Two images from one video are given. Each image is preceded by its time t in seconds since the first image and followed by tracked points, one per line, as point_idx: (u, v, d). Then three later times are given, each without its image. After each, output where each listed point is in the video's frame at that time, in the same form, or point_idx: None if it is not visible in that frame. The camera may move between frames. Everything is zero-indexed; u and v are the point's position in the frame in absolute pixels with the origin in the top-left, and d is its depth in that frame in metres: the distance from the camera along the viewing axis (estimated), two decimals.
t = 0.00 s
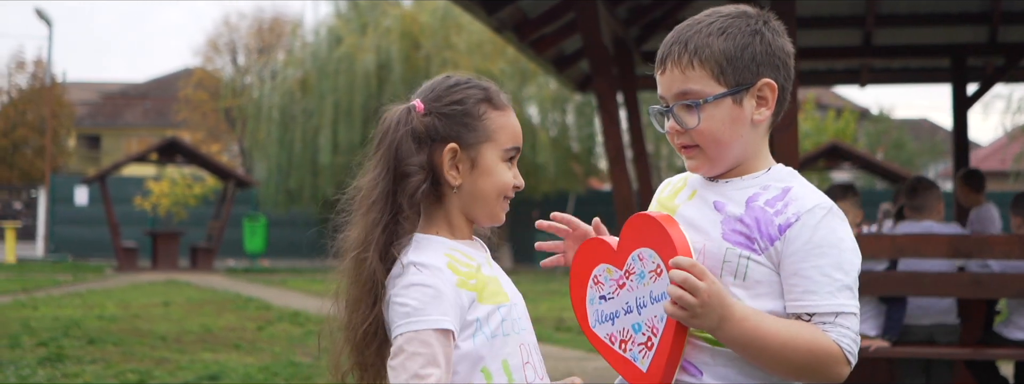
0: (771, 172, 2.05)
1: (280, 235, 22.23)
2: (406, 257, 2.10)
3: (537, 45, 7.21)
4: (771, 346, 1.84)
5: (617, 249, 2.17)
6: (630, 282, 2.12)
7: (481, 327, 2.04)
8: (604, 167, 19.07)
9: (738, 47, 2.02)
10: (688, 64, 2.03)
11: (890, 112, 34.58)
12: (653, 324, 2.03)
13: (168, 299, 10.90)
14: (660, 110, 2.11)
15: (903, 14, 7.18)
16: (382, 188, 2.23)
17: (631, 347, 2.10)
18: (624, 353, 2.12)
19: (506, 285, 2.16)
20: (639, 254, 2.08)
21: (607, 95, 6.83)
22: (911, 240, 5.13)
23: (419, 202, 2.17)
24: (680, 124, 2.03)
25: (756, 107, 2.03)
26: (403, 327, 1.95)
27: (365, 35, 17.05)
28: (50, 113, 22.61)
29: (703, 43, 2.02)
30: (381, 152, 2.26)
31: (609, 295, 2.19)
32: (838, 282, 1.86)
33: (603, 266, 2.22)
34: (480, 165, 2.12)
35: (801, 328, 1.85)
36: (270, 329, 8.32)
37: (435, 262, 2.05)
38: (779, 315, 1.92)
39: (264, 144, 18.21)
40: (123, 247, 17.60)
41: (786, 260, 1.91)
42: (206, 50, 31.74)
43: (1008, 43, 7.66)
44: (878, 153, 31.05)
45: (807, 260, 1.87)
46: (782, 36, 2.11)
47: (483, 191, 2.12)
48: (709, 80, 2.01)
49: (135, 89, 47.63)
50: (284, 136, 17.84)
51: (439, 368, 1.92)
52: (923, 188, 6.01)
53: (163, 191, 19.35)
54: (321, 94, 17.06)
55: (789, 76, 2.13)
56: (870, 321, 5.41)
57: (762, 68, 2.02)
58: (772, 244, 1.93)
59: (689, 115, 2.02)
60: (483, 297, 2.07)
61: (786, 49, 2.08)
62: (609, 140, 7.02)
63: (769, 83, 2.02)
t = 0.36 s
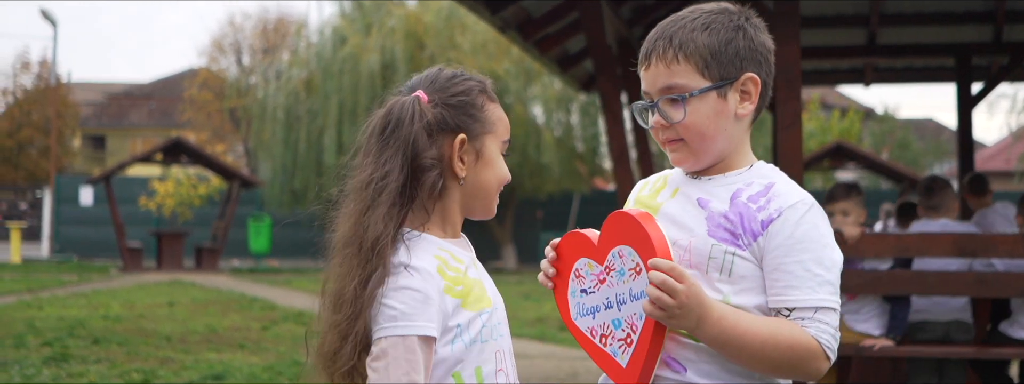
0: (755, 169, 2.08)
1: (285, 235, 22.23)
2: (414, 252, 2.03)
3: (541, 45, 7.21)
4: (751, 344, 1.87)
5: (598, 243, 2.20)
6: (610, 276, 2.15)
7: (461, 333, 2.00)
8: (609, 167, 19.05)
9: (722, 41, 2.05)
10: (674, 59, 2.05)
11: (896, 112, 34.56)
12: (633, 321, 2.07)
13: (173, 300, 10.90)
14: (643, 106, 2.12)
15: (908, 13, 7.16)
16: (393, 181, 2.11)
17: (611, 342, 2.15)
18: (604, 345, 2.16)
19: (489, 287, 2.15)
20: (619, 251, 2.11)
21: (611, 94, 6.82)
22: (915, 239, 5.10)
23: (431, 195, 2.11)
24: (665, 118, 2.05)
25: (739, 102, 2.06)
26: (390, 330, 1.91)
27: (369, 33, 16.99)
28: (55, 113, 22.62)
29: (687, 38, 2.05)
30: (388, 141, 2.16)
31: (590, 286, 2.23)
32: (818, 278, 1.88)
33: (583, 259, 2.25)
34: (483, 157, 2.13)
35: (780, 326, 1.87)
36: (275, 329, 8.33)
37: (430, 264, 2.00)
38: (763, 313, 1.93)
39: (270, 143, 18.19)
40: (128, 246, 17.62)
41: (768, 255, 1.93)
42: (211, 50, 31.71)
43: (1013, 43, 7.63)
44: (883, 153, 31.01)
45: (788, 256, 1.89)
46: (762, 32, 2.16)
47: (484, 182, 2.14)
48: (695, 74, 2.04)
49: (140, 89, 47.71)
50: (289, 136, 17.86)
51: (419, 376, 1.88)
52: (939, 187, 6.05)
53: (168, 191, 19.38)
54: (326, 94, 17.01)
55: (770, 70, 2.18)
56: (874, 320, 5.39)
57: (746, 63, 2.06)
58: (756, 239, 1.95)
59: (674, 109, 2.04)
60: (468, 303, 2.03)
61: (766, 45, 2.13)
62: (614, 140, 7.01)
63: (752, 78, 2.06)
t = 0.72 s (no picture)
0: (731, 167, 2.09)
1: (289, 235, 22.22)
2: (432, 248, 2.01)
3: (545, 44, 7.22)
4: (722, 342, 1.87)
5: (572, 230, 2.21)
6: (582, 265, 2.17)
7: (480, 326, 2.00)
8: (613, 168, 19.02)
9: (697, 37, 2.08)
10: (648, 56, 2.08)
11: (901, 111, 34.50)
12: (600, 314, 2.09)
13: (177, 299, 10.87)
14: (621, 105, 2.14)
15: (912, 13, 7.15)
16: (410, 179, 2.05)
17: (578, 330, 2.18)
18: (572, 334, 2.19)
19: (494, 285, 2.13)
20: (592, 242, 2.12)
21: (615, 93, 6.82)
22: (919, 238, 4.99)
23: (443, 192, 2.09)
24: (641, 115, 2.06)
25: (716, 96, 2.07)
26: (418, 325, 1.87)
27: (374, 35, 16.99)
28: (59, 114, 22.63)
29: (661, 35, 2.08)
30: (396, 138, 2.09)
31: (562, 273, 2.25)
32: (793, 275, 1.88)
33: (557, 246, 2.26)
34: (483, 154, 2.15)
35: (751, 322, 1.88)
36: (280, 328, 8.32)
37: (449, 259, 1.98)
38: (734, 310, 1.95)
39: (274, 143, 18.16)
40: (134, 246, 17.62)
41: (742, 252, 1.94)
42: (216, 50, 31.72)
43: (1018, 41, 7.62)
44: (888, 153, 30.97)
45: (761, 253, 1.90)
46: (738, 28, 2.19)
47: (483, 180, 2.15)
48: (669, 71, 2.06)
49: (145, 89, 47.70)
50: (293, 136, 17.84)
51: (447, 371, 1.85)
52: (945, 186, 6.01)
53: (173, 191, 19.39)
54: (331, 94, 16.99)
55: (747, 66, 2.20)
56: (880, 318, 5.39)
57: (721, 57, 2.08)
58: (729, 236, 1.96)
59: (650, 105, 2.06)
60: (483, 297, 2.03)
61: (741, 39, 2.16)
62: (618, 137, 7.00)
63: (728, 73, 2.07)
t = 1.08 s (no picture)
0: (725, 163, 2.07)
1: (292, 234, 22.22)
2: (473, 248, 2.04)
3: (549, 43, 7.22)
4: (707, 342, 1.87)
5: (563, 230, 2.20)
6: (568, 266, 2.16)
7: (511, 318, 2.02)
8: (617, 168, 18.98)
9: (686, 35, 2.06)
10: (637, 54, 2.08)
11: (906, 111, 34.47)
12: (580, 316, 2.10)
13: (182, 298, 10.84)
14: (615, 104, 2.14)
15: (917, 12, 7.15)
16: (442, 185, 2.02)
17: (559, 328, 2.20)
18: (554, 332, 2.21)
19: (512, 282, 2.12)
20: (579, 243, 2.11)
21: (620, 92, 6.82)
22: (924, 237, 4.98)
23: (468, 196, 2.10)
24: (631, 115, 2.06)
25: (706, 95, 2.05)
26: (465, 321, 1.92)
27: (377, 35, 16.99)
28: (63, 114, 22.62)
29: (651, 33, 2.07)
30: (422, 148, 2.01)
31: (551, 270, 2.24)
32: (783, 271, 1.86)
33: (547, 244, 2.25)
34: (492, 154, 2.17)
35: (740, 321, 1.87)
36: (284, 328, 8.32)
37: (485, 255, 2.04)
38: (724, 310, 1.93)
39: (278, 143, 18.16)
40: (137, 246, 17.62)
41: (731, 249, 1.92)
42: (219, 50, 31.78)
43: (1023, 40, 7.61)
44: (892, 153, 30.95)
45: (751, 249, 1.88)
46: (734, 25, 2.16)
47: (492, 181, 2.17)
48: (658, 69, 2.05)
49: (149, 89, 47.69)
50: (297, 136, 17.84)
51: (495, 363, 1.91)
52: (952, 185, 6.00)
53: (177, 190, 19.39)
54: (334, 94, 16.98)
55: (742, 63, 2.16)
56: (885, 318, 5.38)
57: (711, 55, 2.06)
58: (717, 233, 1.95)
59: (639, 104, 2.05)
60: (509, 293, 2.06)
61: (734, 36, 2.13)
62: (623, 136, 7.00)
63: (718, 70, 2.05)
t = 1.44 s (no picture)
0: (737, 160, 2.05)
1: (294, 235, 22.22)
2: (481, 248, 2.03)
3: (552, 44, 7.23)
4: (714, 336, 1.86)
5: (572, 229, 2.20)
6: (577, 265, 2.16)
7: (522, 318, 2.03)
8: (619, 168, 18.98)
9: (694, 30, 2.05)
10: (644, 51, 2.09)
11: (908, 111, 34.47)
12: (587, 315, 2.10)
13: (184, 299, 10.85)
14: (626, 102, 2.14)
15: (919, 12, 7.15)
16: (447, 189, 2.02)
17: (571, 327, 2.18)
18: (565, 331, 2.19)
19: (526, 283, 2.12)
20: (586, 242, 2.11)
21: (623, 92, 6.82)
22: (928, 237, 4.97)
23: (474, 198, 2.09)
24: (641, 110, 2.07)
25: (715, 90, 2.03)
26: (481, 324, 1.89)
27: (379, 35, 17.00)
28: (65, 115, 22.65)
29: (659, 29, 2.08)
30: (429, 151, 2.02)
31: (563, 269, 2.24)
32: (790, 268, 1.84)
33: (560, 244, 2.26)
34: (498, 153, 2.16)
35: (745, 317, 1.86)
36: (286, 328, 8.32)
37: (494, 255, 2.03)
38: (732, 305, 1.92)
39: (280, 143, 18.17)
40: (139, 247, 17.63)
41: (738, 247, 1.91)
42: (221, 50, 31.84)
43: None
44: (894, 154, 30.97)
45: (757, 246, 1.86)
46: (749, 20, 2.13)
47: (499, 181, 2.16)
48: (666, 65, 2.05)
49: (151, 89, 47.75)
50: (299, 136, 17.85)
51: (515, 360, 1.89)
52: (955, 185, 6.00)
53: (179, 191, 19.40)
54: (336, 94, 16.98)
55: (758, 58, 2.12)
56: (889, 318, 5.39)
57: (720, 49, 2.04)
58: (725, 231, 1.94)
59: (646, 100, 2.06)
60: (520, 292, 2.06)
61: (748, 30, 2.10)
62: (626, 136, 7.01)
63: (728, 65, 2.02)
